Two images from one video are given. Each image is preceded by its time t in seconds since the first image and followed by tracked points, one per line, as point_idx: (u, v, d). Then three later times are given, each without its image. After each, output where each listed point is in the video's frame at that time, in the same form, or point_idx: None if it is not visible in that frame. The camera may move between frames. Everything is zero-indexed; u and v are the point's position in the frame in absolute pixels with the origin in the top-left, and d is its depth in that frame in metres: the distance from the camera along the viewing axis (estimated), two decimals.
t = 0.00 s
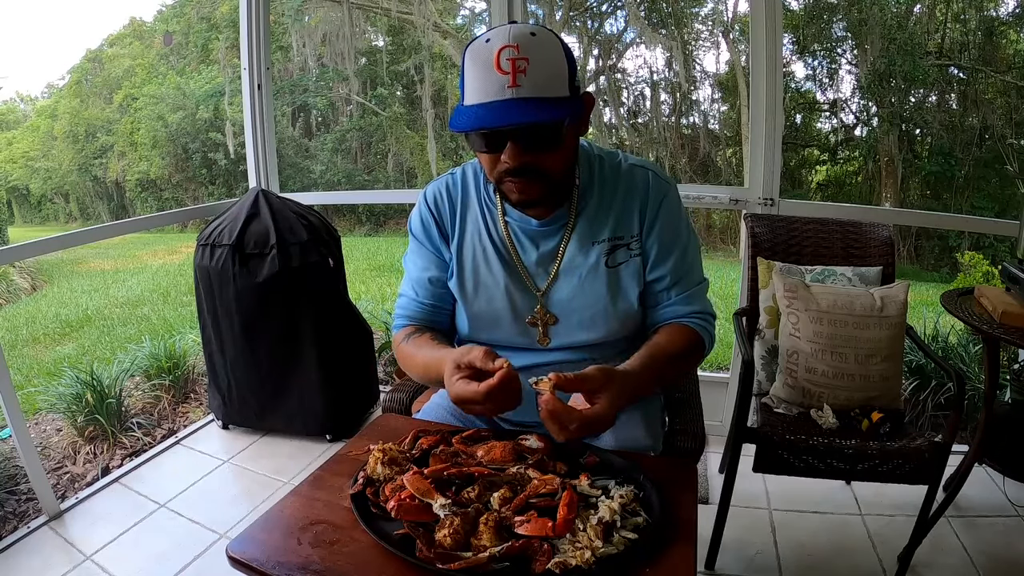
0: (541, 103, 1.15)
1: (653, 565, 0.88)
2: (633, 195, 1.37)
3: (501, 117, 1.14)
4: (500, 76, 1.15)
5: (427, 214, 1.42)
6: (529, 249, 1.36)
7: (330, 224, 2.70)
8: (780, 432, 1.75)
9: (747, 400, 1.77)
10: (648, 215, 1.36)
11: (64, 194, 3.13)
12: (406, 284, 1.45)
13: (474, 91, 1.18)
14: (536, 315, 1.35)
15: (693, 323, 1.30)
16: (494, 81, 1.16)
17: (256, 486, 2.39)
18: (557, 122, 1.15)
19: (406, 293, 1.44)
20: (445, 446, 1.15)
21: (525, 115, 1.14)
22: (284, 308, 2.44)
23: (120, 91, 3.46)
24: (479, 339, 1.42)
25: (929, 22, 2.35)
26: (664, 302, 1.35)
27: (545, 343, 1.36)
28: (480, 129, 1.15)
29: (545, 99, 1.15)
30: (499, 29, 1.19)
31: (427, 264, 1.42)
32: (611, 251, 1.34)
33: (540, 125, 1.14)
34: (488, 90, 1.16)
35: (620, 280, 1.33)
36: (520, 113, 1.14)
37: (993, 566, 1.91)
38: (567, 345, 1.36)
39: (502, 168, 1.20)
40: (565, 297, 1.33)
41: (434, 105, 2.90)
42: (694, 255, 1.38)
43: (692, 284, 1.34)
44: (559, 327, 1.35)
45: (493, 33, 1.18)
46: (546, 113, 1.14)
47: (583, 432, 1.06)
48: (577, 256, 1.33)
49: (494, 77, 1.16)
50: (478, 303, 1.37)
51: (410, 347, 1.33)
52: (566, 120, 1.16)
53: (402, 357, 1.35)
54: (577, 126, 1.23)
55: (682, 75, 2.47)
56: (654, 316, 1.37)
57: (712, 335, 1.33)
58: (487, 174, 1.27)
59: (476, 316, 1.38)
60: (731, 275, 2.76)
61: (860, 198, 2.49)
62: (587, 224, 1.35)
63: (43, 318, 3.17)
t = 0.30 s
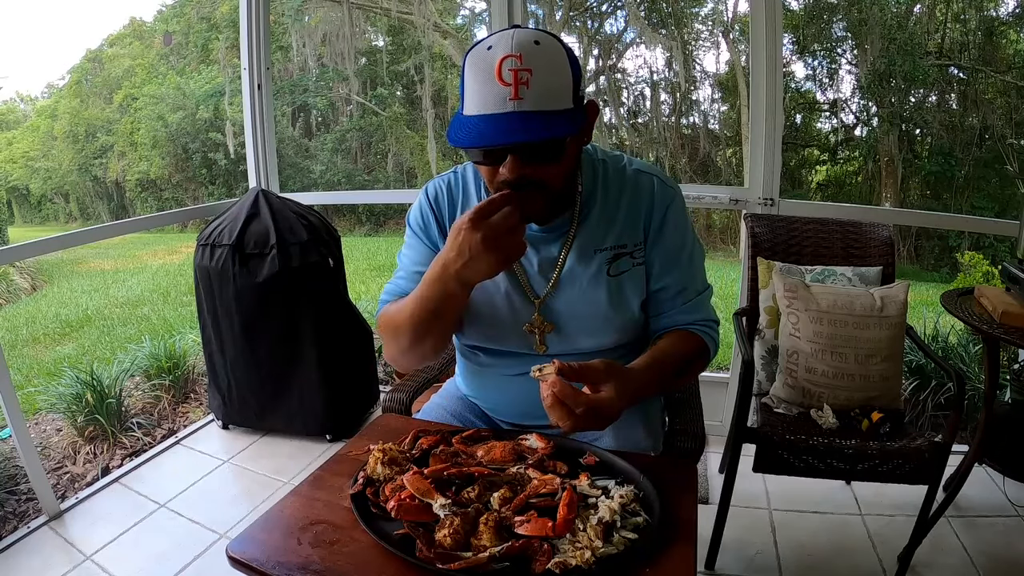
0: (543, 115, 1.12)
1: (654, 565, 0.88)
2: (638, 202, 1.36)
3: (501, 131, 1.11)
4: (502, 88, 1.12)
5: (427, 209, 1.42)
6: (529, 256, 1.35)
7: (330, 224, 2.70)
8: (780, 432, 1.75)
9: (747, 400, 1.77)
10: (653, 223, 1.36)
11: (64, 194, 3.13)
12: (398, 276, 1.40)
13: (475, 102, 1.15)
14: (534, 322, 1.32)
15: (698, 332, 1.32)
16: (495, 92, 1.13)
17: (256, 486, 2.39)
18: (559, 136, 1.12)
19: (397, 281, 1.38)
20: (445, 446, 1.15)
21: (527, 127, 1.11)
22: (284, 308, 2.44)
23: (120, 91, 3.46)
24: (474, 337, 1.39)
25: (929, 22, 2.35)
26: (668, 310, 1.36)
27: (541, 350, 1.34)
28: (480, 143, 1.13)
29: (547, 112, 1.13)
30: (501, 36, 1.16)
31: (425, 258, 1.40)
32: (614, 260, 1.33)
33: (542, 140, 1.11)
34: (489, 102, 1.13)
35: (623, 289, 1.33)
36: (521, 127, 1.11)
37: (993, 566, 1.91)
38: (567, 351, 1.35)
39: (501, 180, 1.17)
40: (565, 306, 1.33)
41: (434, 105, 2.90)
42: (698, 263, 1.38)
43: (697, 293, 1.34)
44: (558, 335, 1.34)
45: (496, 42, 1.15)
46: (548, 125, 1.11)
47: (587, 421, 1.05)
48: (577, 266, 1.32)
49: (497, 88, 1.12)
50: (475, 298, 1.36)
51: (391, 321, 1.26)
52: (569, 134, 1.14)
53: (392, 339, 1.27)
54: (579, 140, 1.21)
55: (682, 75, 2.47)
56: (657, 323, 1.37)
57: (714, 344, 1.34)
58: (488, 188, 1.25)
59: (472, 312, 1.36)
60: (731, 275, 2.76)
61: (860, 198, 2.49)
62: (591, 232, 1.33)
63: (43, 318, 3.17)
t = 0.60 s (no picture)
0: (550, 117, 1.13)
1: (653, 565, 0.88)
2: (640, 201, 1.37)
3: (508, 129, 1.12)
4: (510, 86, 1.12)
5: (427, 211, 1.41)
6: (531, 255, 1.36)
7: (330, 224, 2.70)
8: (780, 432, 1.75)
9: (747, 400, 1.77)
10: (655, 222, 1.36)
11: (64, 194, 3.13)
12: (403, 281, 1.44)
13: (482, 99, 1.15)
14: (536, 320, 1.34)
15: (700, 328, 1.31)
16: (503, 91, 1.13)
17: (256, 486, 2.39)
18: (566, 138, 1.13)
19: (402, 288, 1.44)
20: (445, 446, 1.15)
21: (534, 129, 1.12)
22: (284, 308, 2.44)
23: (120, 91, 3.45)
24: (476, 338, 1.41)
25: (929, 22, 2.35)
26: (670, 309, 1.36)
27: (541, 349, 1.35)
28: (487, 142, 1.13)
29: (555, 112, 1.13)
30: (510, 34, 1.15)
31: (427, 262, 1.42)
32: (616, 258, 1.33)
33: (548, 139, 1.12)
34: (496, 100, 1.13)
35: (624, 288, 1.33)
36: (528, 127, 1.12)
37: (993, 566, 1.91)
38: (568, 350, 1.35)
39: (506, 178, 1.18)
40: (566, 304, 1.34)
41: (434, 105, 2.91)
42: (701, 262, 1.37)
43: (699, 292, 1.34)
44: (560, 333, 1.34)
45: (504, 39, 1.14)
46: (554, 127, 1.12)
47: (593, 403, 1.05)
48: (580, 263, 1.33)
49: (505, 87, 1.12)
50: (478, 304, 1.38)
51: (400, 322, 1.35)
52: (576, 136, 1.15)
53: (389, 339, 1.35)
54: (585, 139, 1.21)
55: (682, 75, 2.47)
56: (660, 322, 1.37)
57: (716, 343, 1.33)
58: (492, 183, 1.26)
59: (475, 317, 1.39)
60: (731, 275, 2.76)
61: (860, 198, 2.49)
62: (592, 231, 1.34)
63: (43, 318, 3.17)
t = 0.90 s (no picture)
0: (554, 115, 1.13)
1: (653, 565, 0.88)
2: (640, 199, 1.37)
3: (512, 127, 1.12)
4: (514, 84, 1.12)
5: (427, 211, 1.41)
6: (532, 254, 1.36)
7: (330, 224, 2.70)
8: (780, 432, 1.75)
9: (747, 400, 1.77)
10: (654, 221, 1.36)
11: (63, 194, 3.13)
12: (405, 283, 1.44)
13: (486, 97, 1.15)
14: (537, 318, 1.34)
15: (699, 327, 1.31)
16: (506, 89, 1.13)
17: (256, 486, 2.39)
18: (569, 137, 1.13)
19: (403, 289, 1.43)
20: (445, 446, 1.15)
21: (538, 127, 1.12)
22: (284, 308, 2.44)
23: (121, 91, 3.44)
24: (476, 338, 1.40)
25: (929, 22, 2.35)
26: (670, 308, 1.36)
27: (542, 348, 1.36)
28: (490, 140, 1.13)
29: (558, 110, 1.13)
30: (513, 32, 1.15)
31: (428, 262, 1.41)
32: (616, 257, 1.33)
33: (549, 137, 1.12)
34: (500, 98, 1.13)
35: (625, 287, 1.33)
36: (531, 125, 1.12)
37: (993, 566, 1.91)
38: (568, 348, 1.36)
39: (510, 176, 1.17)
40: (567, 302, 1.34)
41: (434, 105, 2.91)
42: (700, 261, 1.37)
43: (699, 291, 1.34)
44: (560, 331, 1.34)
45: (508, 37, 1.15)
46: (557, 125, 1.12)
47: (592, 405, 1.06)
48: (580, 262, 1.34)
49: (508, 86, 1.12)
50: (480, 305, 1.38)
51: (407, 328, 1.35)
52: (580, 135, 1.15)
53: (397, 342, 1.35)
54: (587, 138, 1.21)
55: (682, 75, 2.47)
56: (660, 321, 1.37)
57: (715, 342, 1.33)
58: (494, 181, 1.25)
59: (476, 318, 1.39)
60: (731, 275, 2.76)
61: (860, 198, 2.49)
62: (592, 230, 1.34)
63: (43, 318, 3.17)
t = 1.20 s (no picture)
0: (559, 116, 1.12)
1: (653, 565, 0.88)
2: (640, 201, 1.37)
3: (516, 128, 1.11)
4: (518, 85, 1.12)
5: (428, 212, 1.41)
6: (533, 256, 1.36)
7: (330, 224, 2.70)
8: (780, 432, 1.75)
9: (747, 400, 1.77)
10: (655, 223, 1.36)
11: (63, 194, 3.14)
12: (405, 285, 1.44)
13: (490, 98, 1.15)
14: (537, 319, 1.34)
15: (700, 329, 1.31)
16: (511, 89, 1.12)
17: (256, 486, 2.39)
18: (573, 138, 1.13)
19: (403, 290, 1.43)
20: (445, 446, 1.15)
21: (542, 128, 1.11)
22: (284, 308, 2.44)
23: (121, 91, 3.44)
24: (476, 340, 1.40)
25: (929, 22, 2.35)
26: (671, 309, 1.36)
27: (543, 349, 1.36)
28: (493, 142, 1.13)
29: (562, 112, 1.13)
30: (517, 33, 1.15)
31: (428, 263, 1.41)
32: (616, 259, 1.33)
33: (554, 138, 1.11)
34: (504, 98, 1.13)
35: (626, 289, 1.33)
36: (536, 126, 1.11)
37: (993, 566, 1.91)
38: (568, 350, 1.36)
39: (513, 177, 1.17)
40: (567, 304, 1.34)
41: (434, 105, 2.91)
42: (700, 263, 1.38)
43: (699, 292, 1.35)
44: (560, 333, 1.35)
45: (512, 39, 1.14)
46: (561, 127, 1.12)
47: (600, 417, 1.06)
48: (581, 264, 1.33)
49: (513, 86, 1.12)
50: (481, 306, 1.37)
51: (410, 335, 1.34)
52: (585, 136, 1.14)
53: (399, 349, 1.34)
54: (590, 141, 1.21)
55: (682, 74, 2.47)
56: (660, 322, 1.37)
57: (716, 344, 1.33)
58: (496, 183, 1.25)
59: (477, 319, 1.38)
60: (731, 275, 2.76)
61: (860, 198, 2.49)
62: (593, 232, 1.34)
63: (43, 318, 3.17)
